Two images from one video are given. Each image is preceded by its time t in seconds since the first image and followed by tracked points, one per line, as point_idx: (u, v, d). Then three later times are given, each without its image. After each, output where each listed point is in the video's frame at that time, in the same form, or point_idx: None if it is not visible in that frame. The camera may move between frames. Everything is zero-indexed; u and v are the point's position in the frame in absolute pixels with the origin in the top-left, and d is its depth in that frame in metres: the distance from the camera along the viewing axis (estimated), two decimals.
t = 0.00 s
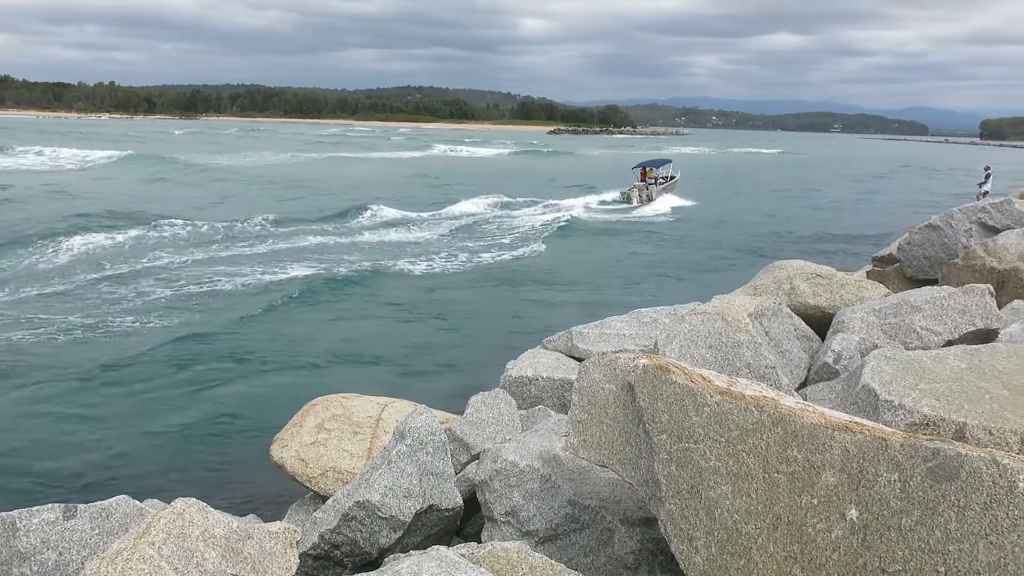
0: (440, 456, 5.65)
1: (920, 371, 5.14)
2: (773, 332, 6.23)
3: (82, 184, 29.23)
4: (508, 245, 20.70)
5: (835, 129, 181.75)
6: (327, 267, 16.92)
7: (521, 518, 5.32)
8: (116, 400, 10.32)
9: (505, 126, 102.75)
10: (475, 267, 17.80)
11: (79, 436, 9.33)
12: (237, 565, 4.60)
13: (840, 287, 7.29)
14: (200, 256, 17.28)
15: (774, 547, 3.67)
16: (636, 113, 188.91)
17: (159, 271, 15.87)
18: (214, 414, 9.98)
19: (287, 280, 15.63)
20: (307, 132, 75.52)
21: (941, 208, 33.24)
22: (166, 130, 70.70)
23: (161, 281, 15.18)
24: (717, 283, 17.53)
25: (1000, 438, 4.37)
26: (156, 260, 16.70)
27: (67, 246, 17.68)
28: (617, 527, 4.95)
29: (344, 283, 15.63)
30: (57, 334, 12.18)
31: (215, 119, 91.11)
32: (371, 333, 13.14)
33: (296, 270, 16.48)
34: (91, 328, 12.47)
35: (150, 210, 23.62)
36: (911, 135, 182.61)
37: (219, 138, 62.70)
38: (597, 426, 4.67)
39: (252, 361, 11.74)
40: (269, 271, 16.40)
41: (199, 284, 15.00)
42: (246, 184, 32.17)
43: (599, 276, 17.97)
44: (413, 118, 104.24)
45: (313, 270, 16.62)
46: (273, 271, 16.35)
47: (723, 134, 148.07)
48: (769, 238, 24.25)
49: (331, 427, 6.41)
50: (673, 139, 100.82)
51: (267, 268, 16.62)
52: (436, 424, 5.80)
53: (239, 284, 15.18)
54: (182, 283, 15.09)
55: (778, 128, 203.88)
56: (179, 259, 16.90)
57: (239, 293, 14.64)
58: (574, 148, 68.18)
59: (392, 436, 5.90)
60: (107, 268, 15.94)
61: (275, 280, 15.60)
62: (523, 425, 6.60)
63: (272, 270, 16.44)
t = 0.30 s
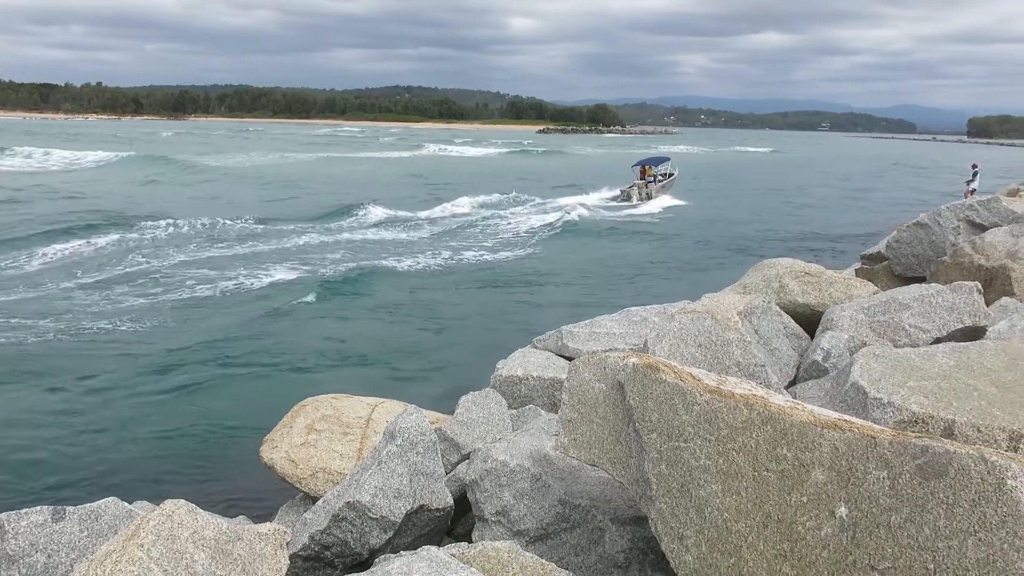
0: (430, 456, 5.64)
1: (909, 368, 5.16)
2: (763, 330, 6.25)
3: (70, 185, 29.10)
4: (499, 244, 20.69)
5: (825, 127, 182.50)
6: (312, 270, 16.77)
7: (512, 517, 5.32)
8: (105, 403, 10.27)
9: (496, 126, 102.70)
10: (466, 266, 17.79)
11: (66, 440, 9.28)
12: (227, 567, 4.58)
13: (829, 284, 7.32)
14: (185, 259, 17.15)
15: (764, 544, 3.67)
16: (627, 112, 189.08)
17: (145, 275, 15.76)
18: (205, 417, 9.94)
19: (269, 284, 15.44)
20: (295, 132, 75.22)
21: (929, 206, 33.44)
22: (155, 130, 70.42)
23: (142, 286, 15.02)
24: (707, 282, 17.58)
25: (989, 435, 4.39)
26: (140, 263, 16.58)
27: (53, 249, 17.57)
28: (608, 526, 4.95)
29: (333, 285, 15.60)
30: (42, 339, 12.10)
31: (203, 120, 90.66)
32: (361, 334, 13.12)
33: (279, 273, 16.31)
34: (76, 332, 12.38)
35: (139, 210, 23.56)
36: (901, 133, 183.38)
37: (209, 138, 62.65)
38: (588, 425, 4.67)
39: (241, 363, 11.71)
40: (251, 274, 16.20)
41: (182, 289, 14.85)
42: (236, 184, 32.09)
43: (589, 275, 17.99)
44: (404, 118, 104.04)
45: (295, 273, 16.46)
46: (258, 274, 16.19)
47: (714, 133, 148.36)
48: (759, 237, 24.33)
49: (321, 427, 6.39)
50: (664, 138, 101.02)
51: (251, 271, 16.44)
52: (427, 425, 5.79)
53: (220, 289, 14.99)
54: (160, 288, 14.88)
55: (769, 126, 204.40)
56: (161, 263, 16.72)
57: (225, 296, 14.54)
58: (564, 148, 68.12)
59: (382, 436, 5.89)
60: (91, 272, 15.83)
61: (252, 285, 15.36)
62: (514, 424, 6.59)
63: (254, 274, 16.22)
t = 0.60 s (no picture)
0: (422, 456, 5.63)
1: (899, 367, 5.18)
2: (754, 329, 6.27)
3: (57, 185, 28.89)
4: (492, 244, 20.67)
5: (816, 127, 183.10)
6: (298, 273, 16.52)
7: (504, 517, 5.32)
8: (96, 406, 10.23)
9: (488, 125, 102.56)
10: (458, 266, 17.79)
11: (55, 443, 9.24)
12: (217, 569, 4.55)
13: (820, 283, 7.33)
14: (172, 261, 16.97)
15: (755, 542, 3.68)
16: (620, 112, 189.12)
17: (131, 277, 15.62)
18: (197, 418, 9.92)
19: (257, 286, 15.31)
20: (285, 131, 74.91)
21: (920, 205, 33.59)
22: (147, 130, 70.12)
23: (123, 289, 14.82)
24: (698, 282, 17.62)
25: (978, 432, 4.42)
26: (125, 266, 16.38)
27: (39, 251, 17.45)
28: (600, 525, 4.95)
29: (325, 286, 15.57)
30: (28, 342, 12.04)
31: (194, 119, 90.21)
32: (352, 335, 13.10)
33: (265, 278, 15.95)
34: (63, 336, 12.32)
35: (130, 210, 23.46)
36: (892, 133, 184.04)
37: (201, 138, 62.45)
38: (579, 424, 4.67)
39: (232, 365, 11.67)
40: (234, 278, 15.87)
41: (169, 291, 14.74)
42: (228, 184, 31.98)
43: (580, 275, 17.99)
44: (396, 117, 103.78)
45: (280, 277, 16.11)
46: (243, 278, 15.93)
47: (706, 133, 148.61)
48: (750, 236, 24.38)
49: (313, 428, 6.38)
50: (656, 138, 101.12)
51: (235, 274, 16.13)
52: (418, 425, 5.78)
53: (200, 294, 14.66)
54: (136, 293, 14.59)
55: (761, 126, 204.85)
56: (143, 266, 16.44)
57: (213, 299, 14.43)
58: (556, 147, 68.04)
59: (374, 437, 5.87)
60: (76, 274, 15.66)
61: (230, 290, 15.01)
62: (506, 424, 6.59)
63: (238, 278, 15.85)
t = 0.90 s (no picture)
0: (412, 456, 5.63)
1: (888, 364, 5.20)
2: (744, 328, 6.30)
3: (45, 186, 28.74)
4: (483, 243, 20.69)
5: (807, 127, 183.69)
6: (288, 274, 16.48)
7: (495, 516, 5.31)
8: (85, 408, 10.19)
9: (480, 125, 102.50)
10: (450, 266, 17.80)
11: (44, 446, 9.20)
12: (208, 570, 4.53)
13: (810, 282, 7.36)
14: (159, 264, 16.84)
15: (745, 541, 3.68)
16: (612, 112, 189.20)
17: (116, 281, 15.51)
18: (188, 419, 9.90)
19: (248, 288, 15.28)
20: (276, 131, 74.61)
21: (910, 204, 33.75)
22: (137, 130, 69.88)
23: (105, 293, 14.66)
24: (690, 282, 17.65)
25: (966, 430, 4.45)
26: (108, 271, 16.17)
27: (27, 254, 17.37)
28: (591, 524, 4.96)
29: (317, 287, 15.57)
30: (16, 344, 11.98)
31: (184, 120, 89.80)
32: (343, 337, 13.07)
33: (247, 283, 15.59)
34: (52, 338, 12.27)
35: (122, 211, 23.44)
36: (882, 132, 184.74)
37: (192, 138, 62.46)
38: (570, 423, 4.68)
39: (222, 367, 11.63)
40: (215, 283, 15.53)
41: (159, 294, 14.70)
42: (220, 184, 31.97)
43: (572, 275, 18.00)
44: (387, 117, 103.57)
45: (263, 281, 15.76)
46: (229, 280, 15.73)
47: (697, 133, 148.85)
48: (741, 236, 24.43)
49: (303, 428, 6.36)
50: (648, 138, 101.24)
51: (218, 279, 15.84)
52: (409, 425, 5.78)
53: (177, 301, 14.35)
54: (111, 298, 14.38)
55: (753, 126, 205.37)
56: (123, 272, 16.17)
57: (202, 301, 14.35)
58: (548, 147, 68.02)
59: (365, 437, 5.87)
60: (56, 279, 15.47)
61: (207, 296, 14.68)
62: (497, 424, 6.59)
63: (219, 284, 15.45)
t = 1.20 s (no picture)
0: (401, 456, 5.63)
1: (874, 362, 5.23)
2: (731, 327, 6.32)
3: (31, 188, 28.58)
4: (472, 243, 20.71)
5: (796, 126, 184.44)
6: (276, 275, 16.42)
7: (484, 516, 5.31)
8: (72, 412, 10.15)
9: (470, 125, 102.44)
10: (439, 266, 17.81)
11: (31, 452, 9.16)
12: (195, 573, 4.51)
13: (797, 281, 7.40)
14: (143, 267, 16.78)
15: (733, 538, 3.70)
16: (601, 111, 189.42)
17: (96, 283, 15.44)
18: (176, 422, 9.87)
19: (235, 290, 15.23)
20: (264, 131, 74.30)
21: (896, 203, 33.99)
22: (124, 130, 69.47)
23: (81, 296, 14.58)
24: (678, 281, 17.71)
25: (951, 427, 4.48)
26: (82, 274, 16.07)
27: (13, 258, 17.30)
28: (580, 524, 4.97)
29: (304, 288, 15.55)
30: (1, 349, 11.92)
31: (172, 120, 89.35)
32: (332, 338, 13.05)
33: (225, 290, 15.25)
34: (37, 342, 12.23)
35: (110, 211, 23.40)
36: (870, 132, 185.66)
37: (183, 138, 62.52)
38: (558, 423, 4.68)
39: (210, 370, 11.60)
40: (192, 289, 15.27)
41: (146, 297, 14.65)
42: (210, 184, 31.96)
43: (561, 275, 18.01)
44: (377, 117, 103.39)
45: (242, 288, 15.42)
46: (212, 283, 15.62)
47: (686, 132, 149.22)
48: (730, 235, 24.52)
49: (291, 430, 6.34)
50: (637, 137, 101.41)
51: (196, 285, 15.53)
52: (397, 425, 5.77)
53: (149, 305, 14.23)
54: (82, 300, 14.30)
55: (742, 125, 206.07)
56: (95, 276, 16.00)
57: (189, 304, 14.31)
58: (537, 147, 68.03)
59: (353, 438, 5.86)
60: (41, 283, 15.40)
61: (179, 302, 14.46)
62: (486, 424, 6.59)
63: (196, 290, 15.18)
